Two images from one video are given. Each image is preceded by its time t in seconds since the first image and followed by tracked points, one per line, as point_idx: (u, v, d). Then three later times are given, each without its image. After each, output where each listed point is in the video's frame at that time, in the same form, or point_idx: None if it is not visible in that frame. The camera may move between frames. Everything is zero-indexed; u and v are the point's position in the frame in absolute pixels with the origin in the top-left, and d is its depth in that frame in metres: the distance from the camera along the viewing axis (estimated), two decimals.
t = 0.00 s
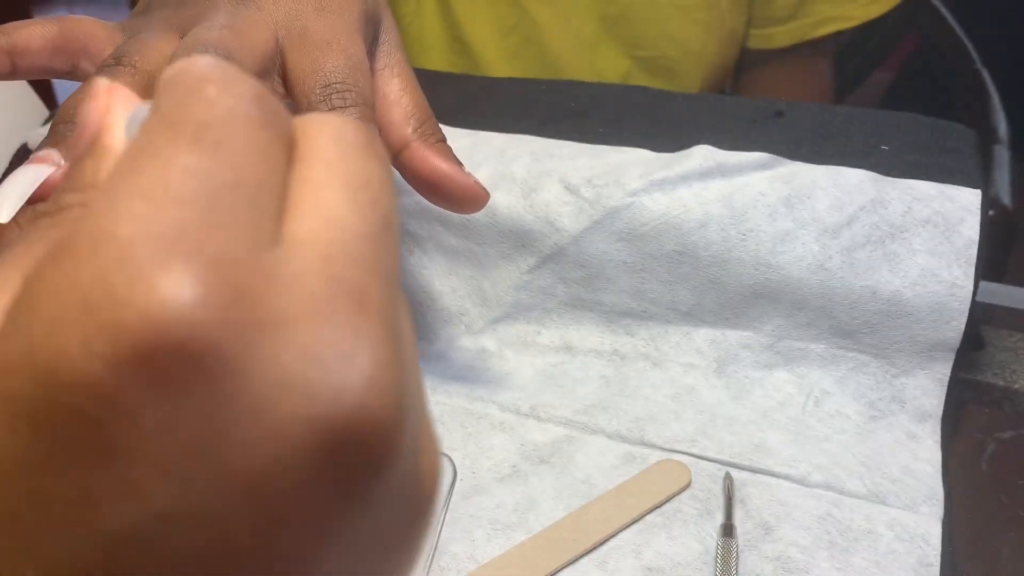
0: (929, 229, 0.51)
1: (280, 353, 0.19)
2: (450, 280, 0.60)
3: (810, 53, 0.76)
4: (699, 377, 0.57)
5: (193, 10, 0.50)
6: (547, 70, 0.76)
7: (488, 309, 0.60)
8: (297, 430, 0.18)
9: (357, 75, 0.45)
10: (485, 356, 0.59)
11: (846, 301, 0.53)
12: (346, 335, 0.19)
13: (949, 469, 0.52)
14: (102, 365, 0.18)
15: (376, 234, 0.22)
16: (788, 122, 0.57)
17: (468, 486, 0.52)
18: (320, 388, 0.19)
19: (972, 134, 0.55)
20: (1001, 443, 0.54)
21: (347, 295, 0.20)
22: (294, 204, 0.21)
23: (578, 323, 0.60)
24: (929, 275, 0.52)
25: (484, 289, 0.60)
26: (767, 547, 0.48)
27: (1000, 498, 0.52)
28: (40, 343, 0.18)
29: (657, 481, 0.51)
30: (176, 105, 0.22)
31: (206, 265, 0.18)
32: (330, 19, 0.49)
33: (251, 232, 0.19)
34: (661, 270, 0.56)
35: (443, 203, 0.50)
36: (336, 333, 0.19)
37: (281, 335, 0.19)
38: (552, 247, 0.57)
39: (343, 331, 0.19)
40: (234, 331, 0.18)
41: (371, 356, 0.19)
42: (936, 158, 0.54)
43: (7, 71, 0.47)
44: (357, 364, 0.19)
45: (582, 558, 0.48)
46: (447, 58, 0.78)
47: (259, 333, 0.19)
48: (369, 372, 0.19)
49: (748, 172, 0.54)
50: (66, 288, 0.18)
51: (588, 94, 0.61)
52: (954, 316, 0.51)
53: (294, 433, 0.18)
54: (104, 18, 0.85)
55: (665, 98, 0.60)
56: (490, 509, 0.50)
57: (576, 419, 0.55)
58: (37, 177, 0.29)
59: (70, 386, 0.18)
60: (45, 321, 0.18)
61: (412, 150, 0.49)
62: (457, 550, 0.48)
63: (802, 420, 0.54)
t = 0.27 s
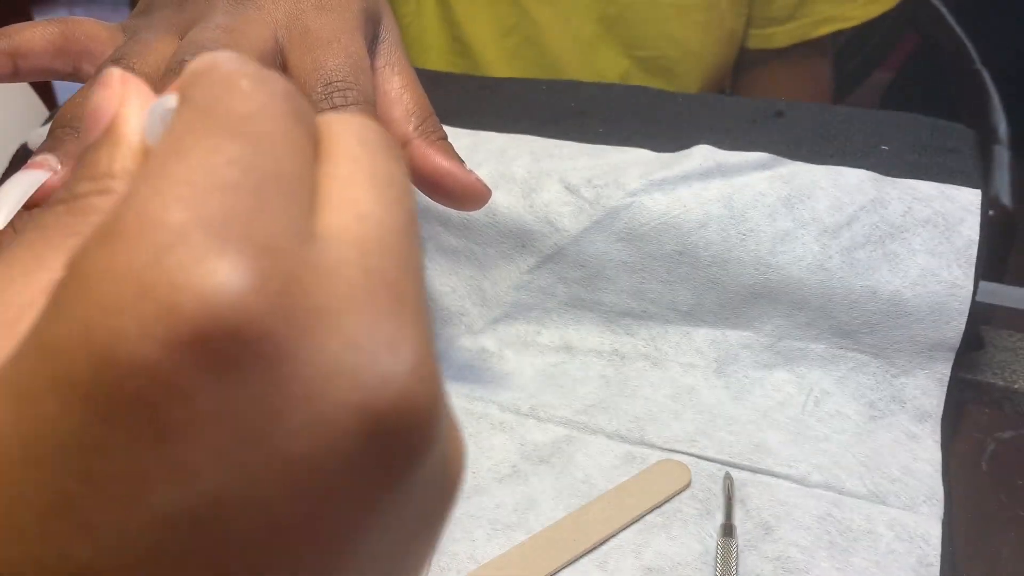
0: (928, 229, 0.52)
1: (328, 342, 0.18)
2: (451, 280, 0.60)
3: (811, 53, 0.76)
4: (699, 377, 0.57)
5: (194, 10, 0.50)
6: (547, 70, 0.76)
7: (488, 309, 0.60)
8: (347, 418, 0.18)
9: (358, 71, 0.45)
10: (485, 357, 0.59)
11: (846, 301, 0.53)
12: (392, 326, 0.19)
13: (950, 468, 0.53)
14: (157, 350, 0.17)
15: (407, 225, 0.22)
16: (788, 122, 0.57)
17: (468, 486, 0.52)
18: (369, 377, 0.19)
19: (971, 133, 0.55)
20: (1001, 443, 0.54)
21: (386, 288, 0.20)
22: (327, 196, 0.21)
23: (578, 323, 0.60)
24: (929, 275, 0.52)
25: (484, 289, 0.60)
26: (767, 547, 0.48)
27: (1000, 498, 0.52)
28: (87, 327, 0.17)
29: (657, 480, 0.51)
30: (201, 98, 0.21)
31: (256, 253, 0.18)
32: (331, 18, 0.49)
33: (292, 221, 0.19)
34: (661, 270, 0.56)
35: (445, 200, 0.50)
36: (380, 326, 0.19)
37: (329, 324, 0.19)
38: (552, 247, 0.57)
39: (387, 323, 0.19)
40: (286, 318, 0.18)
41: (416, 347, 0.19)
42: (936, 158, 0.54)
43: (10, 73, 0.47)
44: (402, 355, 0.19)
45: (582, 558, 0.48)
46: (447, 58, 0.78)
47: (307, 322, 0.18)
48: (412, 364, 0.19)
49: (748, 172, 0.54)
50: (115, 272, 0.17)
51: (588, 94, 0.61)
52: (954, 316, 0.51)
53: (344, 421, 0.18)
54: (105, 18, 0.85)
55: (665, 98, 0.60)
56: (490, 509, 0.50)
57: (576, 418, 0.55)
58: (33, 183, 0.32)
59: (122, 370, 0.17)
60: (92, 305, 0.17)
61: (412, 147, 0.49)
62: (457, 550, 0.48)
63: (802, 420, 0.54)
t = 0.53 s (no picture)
0: (929, 229, 0.51)
1: (285, 338, 0.17)
2: (451, 280, 0.59)
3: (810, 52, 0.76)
4: (699, 376, 0.57)
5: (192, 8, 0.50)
6: (546, 70, 0.75)
7: (488, 309, 0.60)
8: (300, 407, 0.17)
9: (355, 74, 0.47)
10: (485, 356, 0.59)
11: (846, 301, 0.53)
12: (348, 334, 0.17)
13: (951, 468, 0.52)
14: (101, 336, 0.15)
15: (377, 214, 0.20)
16: (788, 122, 0.57)
17: (468, 486, 0.52)
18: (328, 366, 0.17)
19: (971, 133, 0.55)
20: (1001, 442, 0.55)
21: (343, 269, 0.17)
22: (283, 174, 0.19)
23: (578, 323, 0.60)
24: (929, 275, 0.51)
25: (484, 289, 0.60)
26: (767, 548, 0.48)
27: (1000, 498, 0.52)
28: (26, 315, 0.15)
29: (657, 481, 0.51)
30: (152, 70, 0.19)
31: (199, 235, 0.16)
32: (330, 18, 0.49)
33: (244, 196, 0.17)
34: (661, 270, 0.56)
35: (443, 200, 0.50)
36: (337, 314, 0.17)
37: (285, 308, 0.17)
38: (552, 247, 0.57)
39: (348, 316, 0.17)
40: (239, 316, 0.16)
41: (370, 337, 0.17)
42: (935, 158, 0.54)
43: (7, 71, 0.49)
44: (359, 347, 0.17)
45: (582, 558, 0.48)
46: (446, 58, 0.78)
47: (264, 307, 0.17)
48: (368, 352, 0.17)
49: (748, 172, 0.54)
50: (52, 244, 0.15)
51: (588, 94, 0.61)
52: (954, 316, 0.51)
53: (297, 410, 0.17)
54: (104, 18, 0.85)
55: (665, 98, 0.60)
56: (490, 509, 0.50)
57: (576, 418, 0.55)
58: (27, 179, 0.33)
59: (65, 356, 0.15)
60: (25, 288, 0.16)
61: (410, 147, 0.50)
62: (456, 550, 0.48)
63: (802, 420, 0.54)
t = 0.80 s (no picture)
0: (928, 229, 0.52)
1: (340, 466, 0.17)
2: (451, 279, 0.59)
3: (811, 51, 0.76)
4: (698, 376, 0.56)
5: (196, 14, 0.50)
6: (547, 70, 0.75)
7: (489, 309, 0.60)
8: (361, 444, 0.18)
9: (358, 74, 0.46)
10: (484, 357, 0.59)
11: (846, 301, 0.53)
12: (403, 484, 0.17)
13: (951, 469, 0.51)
14: (144, 356, 0.19)
15: (555, 340, 0.20)
16: (788, 122, 0.57)
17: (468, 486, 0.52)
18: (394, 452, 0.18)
19: (971, 133, 0.55)
20: (1002, 442, 0.55)
21: (522, 282, 0.20)
22: (454, 306, 0.20)
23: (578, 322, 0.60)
24: (929, 275, 0.52)
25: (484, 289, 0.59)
26: (767, 548, 0.48)
27: (1000, 498, 0.52)
28: (75, 343, 0.19)
29: (657, 481, 0.51)
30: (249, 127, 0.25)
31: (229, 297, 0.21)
32: (332, 20, 0.49)
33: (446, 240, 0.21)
34: (661, 270, 0.56)
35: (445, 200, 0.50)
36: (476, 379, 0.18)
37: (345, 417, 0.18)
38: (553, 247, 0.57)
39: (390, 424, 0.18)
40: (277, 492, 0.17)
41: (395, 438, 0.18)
42: (935, 158, 0.54)
43: (13, 77, 0.48)
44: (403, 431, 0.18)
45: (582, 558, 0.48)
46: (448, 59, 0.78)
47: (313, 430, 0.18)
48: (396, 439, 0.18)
49: (748, 172, 0.55)
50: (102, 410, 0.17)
51: (587, 94, 0.60)
52: (954, 315, 0.51)
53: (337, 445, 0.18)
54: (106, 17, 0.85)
55: (665, 98, 0.60)
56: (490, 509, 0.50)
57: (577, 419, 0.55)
58: (36, 182, 0.38)
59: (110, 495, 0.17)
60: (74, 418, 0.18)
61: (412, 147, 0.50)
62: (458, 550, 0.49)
63: (802, 419, 0.53)
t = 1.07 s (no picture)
0: (931, 228, 0.51)
1: None
2: (450, 279, 0.59)
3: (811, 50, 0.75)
4: (701, 378, 0.56)
5: (191, 7, 0.49)
6: (546, 69, 0.75)
7: (487, 309, 0.59)
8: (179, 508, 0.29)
9: (356, 70, 0.46)
10: (484, 357, 0.59)
11: (848, 301, 0.53)
12: None
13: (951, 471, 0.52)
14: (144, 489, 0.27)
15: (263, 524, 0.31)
16: (790, 121, 0.56)
17: (468, 487, 0.51)
18: None
19: (973, 133, 0.55)
20: (1004, 443, 0.54)
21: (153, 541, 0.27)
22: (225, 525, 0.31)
23: (579, 323, 0.59)
24: (931, 275, 0.51)
25: (483, 289, 0.59)
26: (768, 549, 0.47)
27: (1002, 500, 0.51)
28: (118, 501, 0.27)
29: (658, 482, 0.50)
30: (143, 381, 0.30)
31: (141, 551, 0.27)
32: (331, 16, 0.49)
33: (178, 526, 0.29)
34: (662, 270, 0.56)
35: (444, 197, 0.50)
36: None
37: None
38: (553, 246, 0.57)
39: None
40: None
41: None
42: (938, 157, 0.53)
43: (10, 74, 0.48)
44: None
45: (582, 560, 0.47)
46: (447, 57, 0.77)
47: None
48: None
49: (749, 171, 0.53)
50: (152, 569, 0.27)
51: (588, 93, 0.60)
52: (956, 315, 0.51)
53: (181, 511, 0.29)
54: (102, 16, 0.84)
55: (666, 97, 0.59)
56: (489, 511, 0.50)
57: (577, 420, 0.55)
58: (30, 179, 0.36)
59: None
60: (143, 494, 0.27)
61: (410, 143, 0.49)
62: (457, 552, 0.48)
63: (803, 420, 0.54)
